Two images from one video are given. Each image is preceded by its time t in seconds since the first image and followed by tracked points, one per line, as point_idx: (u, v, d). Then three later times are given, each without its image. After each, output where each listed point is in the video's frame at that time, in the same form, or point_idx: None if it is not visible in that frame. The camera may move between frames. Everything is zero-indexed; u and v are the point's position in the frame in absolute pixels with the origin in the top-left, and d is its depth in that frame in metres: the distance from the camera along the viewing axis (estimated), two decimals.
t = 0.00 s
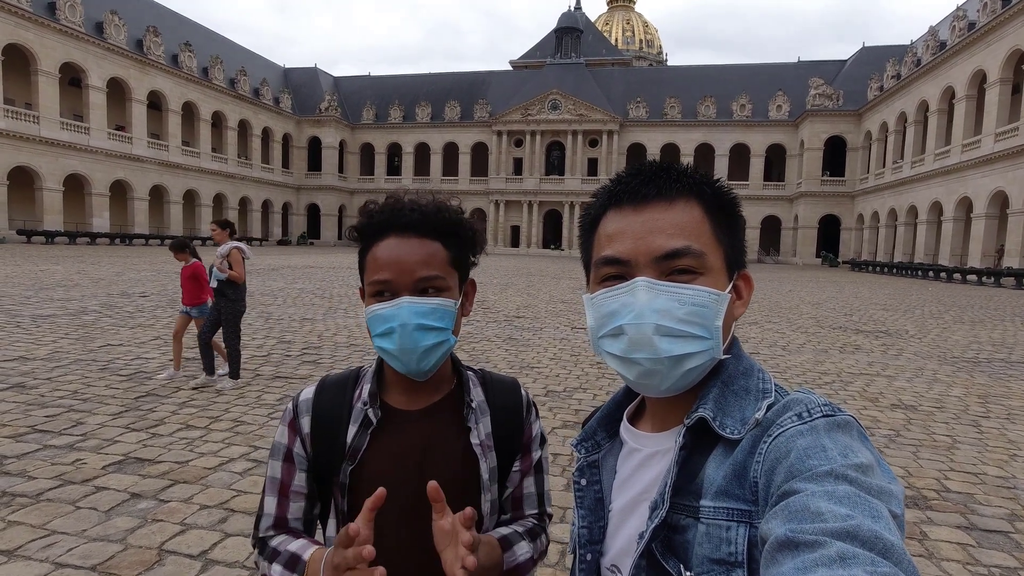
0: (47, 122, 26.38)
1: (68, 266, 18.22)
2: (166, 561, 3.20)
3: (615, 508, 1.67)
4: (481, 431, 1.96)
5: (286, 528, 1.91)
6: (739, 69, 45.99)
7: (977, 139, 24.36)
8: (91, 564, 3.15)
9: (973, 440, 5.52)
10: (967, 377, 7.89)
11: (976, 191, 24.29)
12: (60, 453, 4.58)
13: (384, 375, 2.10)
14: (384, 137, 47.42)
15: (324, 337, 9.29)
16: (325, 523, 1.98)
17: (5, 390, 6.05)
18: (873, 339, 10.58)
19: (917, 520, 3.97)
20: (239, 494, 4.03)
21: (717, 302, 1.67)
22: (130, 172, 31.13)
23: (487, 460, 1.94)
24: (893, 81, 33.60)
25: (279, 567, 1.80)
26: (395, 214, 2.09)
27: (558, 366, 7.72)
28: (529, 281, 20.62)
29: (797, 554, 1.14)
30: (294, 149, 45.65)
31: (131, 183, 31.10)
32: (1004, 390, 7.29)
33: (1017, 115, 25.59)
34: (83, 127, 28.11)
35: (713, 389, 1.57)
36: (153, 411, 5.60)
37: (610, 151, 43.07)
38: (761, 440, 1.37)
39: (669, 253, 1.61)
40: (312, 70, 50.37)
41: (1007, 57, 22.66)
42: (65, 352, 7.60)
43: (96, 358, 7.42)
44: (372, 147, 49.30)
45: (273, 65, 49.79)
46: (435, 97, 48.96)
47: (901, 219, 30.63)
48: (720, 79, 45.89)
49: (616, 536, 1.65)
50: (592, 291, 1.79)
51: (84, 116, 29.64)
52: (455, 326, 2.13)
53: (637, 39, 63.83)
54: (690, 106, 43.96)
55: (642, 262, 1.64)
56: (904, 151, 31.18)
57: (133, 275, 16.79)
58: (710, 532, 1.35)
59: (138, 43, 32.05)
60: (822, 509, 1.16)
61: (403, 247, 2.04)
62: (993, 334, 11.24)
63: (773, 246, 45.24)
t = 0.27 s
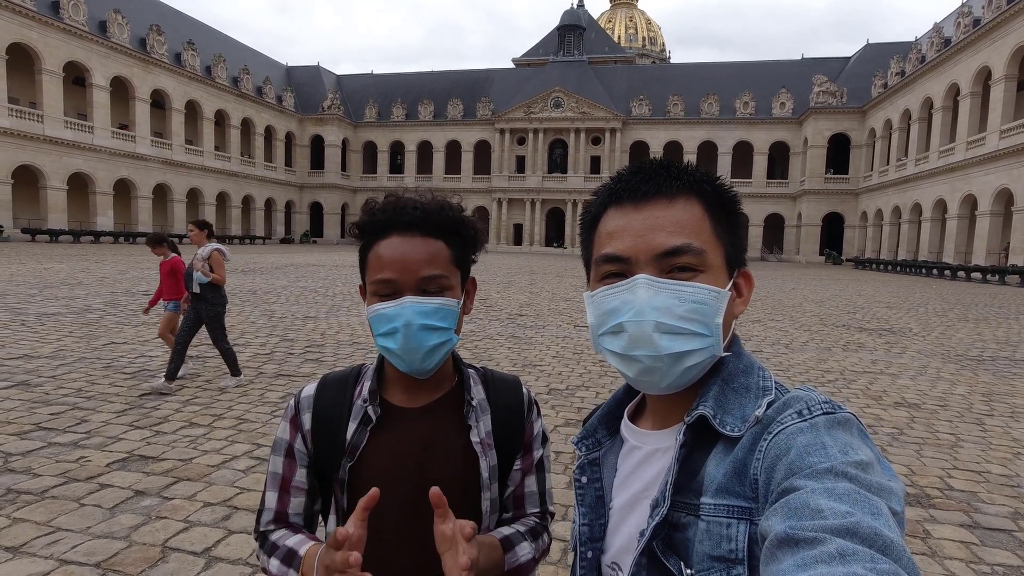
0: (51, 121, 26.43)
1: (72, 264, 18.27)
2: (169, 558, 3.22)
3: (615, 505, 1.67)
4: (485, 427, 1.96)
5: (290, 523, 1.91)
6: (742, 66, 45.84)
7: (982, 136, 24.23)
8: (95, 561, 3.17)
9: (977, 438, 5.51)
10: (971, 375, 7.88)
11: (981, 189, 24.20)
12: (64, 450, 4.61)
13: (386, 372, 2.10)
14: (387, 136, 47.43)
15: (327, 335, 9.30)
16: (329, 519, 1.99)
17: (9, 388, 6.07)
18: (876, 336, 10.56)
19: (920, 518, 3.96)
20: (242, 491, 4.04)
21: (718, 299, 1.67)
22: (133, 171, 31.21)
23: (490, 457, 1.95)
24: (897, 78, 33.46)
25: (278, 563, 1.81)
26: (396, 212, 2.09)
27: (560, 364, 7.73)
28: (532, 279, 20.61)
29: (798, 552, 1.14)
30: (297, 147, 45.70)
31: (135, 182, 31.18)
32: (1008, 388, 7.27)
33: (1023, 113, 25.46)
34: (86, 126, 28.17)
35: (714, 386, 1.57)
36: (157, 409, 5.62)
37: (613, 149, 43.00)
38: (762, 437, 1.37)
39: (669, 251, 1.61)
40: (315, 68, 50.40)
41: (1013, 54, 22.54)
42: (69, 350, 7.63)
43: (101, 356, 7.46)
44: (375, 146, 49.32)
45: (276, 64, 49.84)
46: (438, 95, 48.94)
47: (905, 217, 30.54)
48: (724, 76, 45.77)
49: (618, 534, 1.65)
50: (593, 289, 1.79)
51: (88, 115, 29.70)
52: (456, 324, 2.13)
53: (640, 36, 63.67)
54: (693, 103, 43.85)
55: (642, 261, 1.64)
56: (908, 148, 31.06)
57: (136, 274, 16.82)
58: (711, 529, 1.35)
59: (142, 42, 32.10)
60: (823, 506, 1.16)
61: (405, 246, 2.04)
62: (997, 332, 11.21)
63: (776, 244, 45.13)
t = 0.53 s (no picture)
0: (53, 120, 26.47)
1: (75, 263, 18.32)
2: (171, 556, 3.22)
3: (617, 505, 1.67)
4: (487, 426, 1.96)
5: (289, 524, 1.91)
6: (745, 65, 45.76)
7: (985, 134, 24.17)
8: (98, 558, 3.18)
9: (980, 437, 5.49)
10: (973, 374, 7.86)
11: (984, 187, 24.13)
12: (67, 448, 4.62)
13: (389, 371, 2.10)
14: (389, 134, 47.44)
15: (329, 334, 9.31)
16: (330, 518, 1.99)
17: (12, 386, 6.09)
18: (879, 335, 10.53)
19: (922, 517, 3.95)
20: (244, 489, 4.05)
21: (719, 298, 1.66)
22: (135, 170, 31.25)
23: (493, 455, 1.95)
24: (899, 76, 33.38)
25: (279, 563, 1.81)
26: (399, 212, 2.08)
27: (562, 363, 7.73)
28: (534, 277, 20.61)
29: (800, 550, 1.14)
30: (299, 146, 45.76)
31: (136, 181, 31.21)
32: (1010, 387, 7.25)
33: None
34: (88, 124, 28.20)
35: (715, 385, 1.57)
36: (159, 407, 5.63)
37: (615, 147, 42.97)
38: (764, 435, 1.37)
39: (670, 250, 1.61)
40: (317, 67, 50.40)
41: (1016, 51, 22.46)
42: (72, 349, 7.65)
43: (103, 354, 7.48)
44: (377, 144, 49.34)
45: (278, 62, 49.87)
46: (440, 94, 48.91)
47: (908, 215, 30.47)
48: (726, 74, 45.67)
49: (619, 532, 1.65)
50: (595, 288, 1.79)
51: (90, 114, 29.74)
52: (460, 323, 2.12)
53: (642, 35, 63.61)
54: (695, 102, 43.78)
55: (643, 259, 1.63)
56: (911, 147, 30.98)
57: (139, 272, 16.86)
58: (714, 528, 1.34)
59: (143, 41, 32.11)
60: (824, 506, 1.16)
61: (409, 244, 2.04)
62: (1000, 331, 11.18)
63: (778, 243, 45.04)
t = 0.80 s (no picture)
0: (54, 118, 26.48)
1: (75, 261, 18.30)
2: (172, 554, 3.22)
3: (619, 504, 1.67)
4: (489, 423, 1.96)
5: (292, 526, 1.90)
6: (746, 63, 45.70)
7: (986, 134, 24.14)
8: (98, 557, 3.17)
9: (980, 437, 5.49)
10: (974, 373, 7.85)
11: (985, 186, 24.11)
12: (68, 447, 4.62)
13: (390, 369, 2.09)
14: (390, 133, 47.42)
15: (329, 333, 9.30)
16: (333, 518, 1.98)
17: (12, 385, 6.08)
18: (880, 335, 10.51)
19: (923, 517, 3.94)
20: (245, 488, 4.05)
21: (722, 295, 1.66)
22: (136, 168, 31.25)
23: (495, 451, 1.95)
24: (901, 75, 33.35)
25: (283, 563, 1.80)
26: (402, 208, 2.08)
27: (562, 362, 7.72)
28: (535, 277, 20.59)
29: (802, 549, 1.14)
30: (300, 145, 45.77)
31: (137, 179, 31.20)
32: (1011, 386, 7.25)
33: None
34: (89, 123, 28.20)
35: (718, 384, 1.56)
36: (160, 406, 5.63)
37: (616, 146, 42.94)
38: (766, 434, 1.36)
39: (672, 248, 1.60)
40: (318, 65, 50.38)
41: (1018, 51, 22.43)
42: (73, 347, 7.64)
43: (104, 353, 7.47)
44: (377, 143, 49.32)
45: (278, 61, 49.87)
46: (441, 93, 48.89)
47: (908, 215, 30.45)
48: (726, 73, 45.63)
49: (622, 531, 1.64)
50: (596, 287, 1.78)
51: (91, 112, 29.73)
52: (463, 319, 2.14)
53: (643, 33, 63.58)
54: (696, 101, 43.76)
55: (646, 257, 1.63)
56: (912, 146, 30.95)
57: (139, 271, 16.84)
58: (716, 527, 1.34)
59: (144, 39, 32.10)
60: (827, 505, 1.16)
61: (415, 241, 2.03)
62: (1000, 330, 11.17)
63: (779, 242, 45.00)
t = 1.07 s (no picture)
0: (52, 117, 26.42)
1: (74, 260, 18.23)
2: (171, 553, 3.22)
3: (619, 503, 1.67)
4: (493, 414, 1.98)
5: (305, 533, 1.84)
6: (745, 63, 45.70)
7: (985, 133, 24.15)
8: (97, 556, 3.17)
9: (979, 436, 5.49)
10: (972, 373, 7.85)
11: (984, 186, 24.11)
12: (66, 446, 4.61)
13: (392, 366, 2.07)
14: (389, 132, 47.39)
15: (328, 332, 9.28)
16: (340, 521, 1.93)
17: (10, 384, 6.06)
18: (879, 334, 10.52)
19: (921, 516, 3.95)
20: (243, 487, 4.04)
21: (722, 294, 1.66)
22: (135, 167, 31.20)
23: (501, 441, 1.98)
24: (900, 75, 33.36)
25: (304, 569, 1.73)
26: (407, 203, 2.07)
27: (561, 361, 7.72)
28: (534, 276, 20.58)
29: (804, 548, 1.13)
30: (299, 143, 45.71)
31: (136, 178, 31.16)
32: (1009, 386, 7.25)
33: None
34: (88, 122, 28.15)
35: (719, 383, 1.56)
36: (158, 405, 5.62)
37: (615, 146, 42.91)
38: (767, 433, 1.36)
39: (672, 246, 1.60)
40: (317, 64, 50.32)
41: (1017, 50, 22.43)
42: (72, 346, 7.62)
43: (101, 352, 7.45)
44: (376, 142, 49.27)
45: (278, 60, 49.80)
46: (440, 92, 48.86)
47: (907, 214, 30.45)
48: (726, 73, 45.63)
49: (623, 528, 1.64)
50: (597, 284, 1.78)
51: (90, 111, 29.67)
52: (469, 312, 2.19)
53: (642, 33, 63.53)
54: (695, 100, 43.75)
55: (646, 255, 1.62)
56: (911, 146, 30.96)
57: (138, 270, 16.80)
58: (716, 526, 1.34)
59: (143, 38, 32.04)
60: (827, 503, 1.15)
61: (421, 236, 2.02)
62: (999, 330, 11.18)
63: (778, 242, 45.03)
